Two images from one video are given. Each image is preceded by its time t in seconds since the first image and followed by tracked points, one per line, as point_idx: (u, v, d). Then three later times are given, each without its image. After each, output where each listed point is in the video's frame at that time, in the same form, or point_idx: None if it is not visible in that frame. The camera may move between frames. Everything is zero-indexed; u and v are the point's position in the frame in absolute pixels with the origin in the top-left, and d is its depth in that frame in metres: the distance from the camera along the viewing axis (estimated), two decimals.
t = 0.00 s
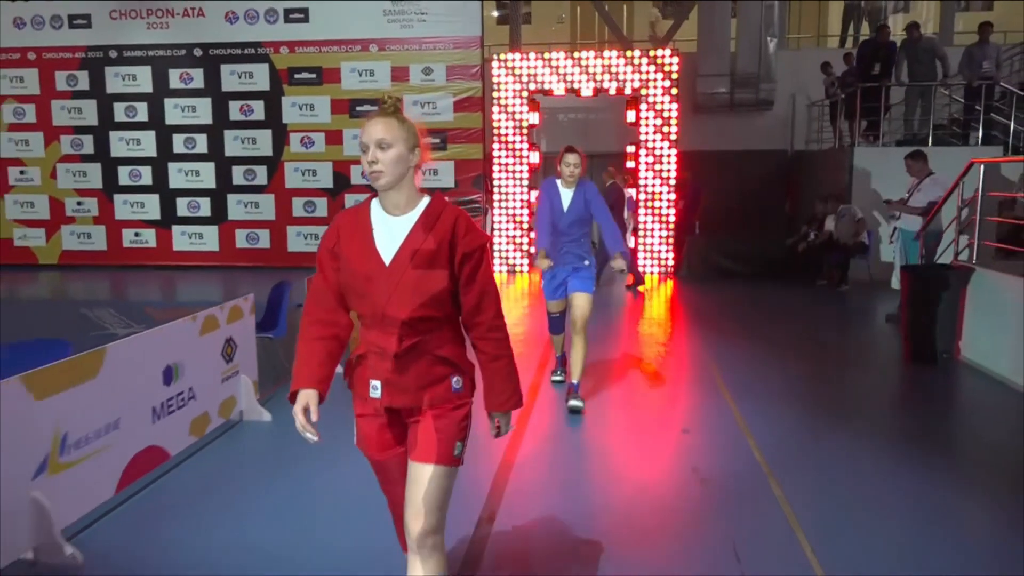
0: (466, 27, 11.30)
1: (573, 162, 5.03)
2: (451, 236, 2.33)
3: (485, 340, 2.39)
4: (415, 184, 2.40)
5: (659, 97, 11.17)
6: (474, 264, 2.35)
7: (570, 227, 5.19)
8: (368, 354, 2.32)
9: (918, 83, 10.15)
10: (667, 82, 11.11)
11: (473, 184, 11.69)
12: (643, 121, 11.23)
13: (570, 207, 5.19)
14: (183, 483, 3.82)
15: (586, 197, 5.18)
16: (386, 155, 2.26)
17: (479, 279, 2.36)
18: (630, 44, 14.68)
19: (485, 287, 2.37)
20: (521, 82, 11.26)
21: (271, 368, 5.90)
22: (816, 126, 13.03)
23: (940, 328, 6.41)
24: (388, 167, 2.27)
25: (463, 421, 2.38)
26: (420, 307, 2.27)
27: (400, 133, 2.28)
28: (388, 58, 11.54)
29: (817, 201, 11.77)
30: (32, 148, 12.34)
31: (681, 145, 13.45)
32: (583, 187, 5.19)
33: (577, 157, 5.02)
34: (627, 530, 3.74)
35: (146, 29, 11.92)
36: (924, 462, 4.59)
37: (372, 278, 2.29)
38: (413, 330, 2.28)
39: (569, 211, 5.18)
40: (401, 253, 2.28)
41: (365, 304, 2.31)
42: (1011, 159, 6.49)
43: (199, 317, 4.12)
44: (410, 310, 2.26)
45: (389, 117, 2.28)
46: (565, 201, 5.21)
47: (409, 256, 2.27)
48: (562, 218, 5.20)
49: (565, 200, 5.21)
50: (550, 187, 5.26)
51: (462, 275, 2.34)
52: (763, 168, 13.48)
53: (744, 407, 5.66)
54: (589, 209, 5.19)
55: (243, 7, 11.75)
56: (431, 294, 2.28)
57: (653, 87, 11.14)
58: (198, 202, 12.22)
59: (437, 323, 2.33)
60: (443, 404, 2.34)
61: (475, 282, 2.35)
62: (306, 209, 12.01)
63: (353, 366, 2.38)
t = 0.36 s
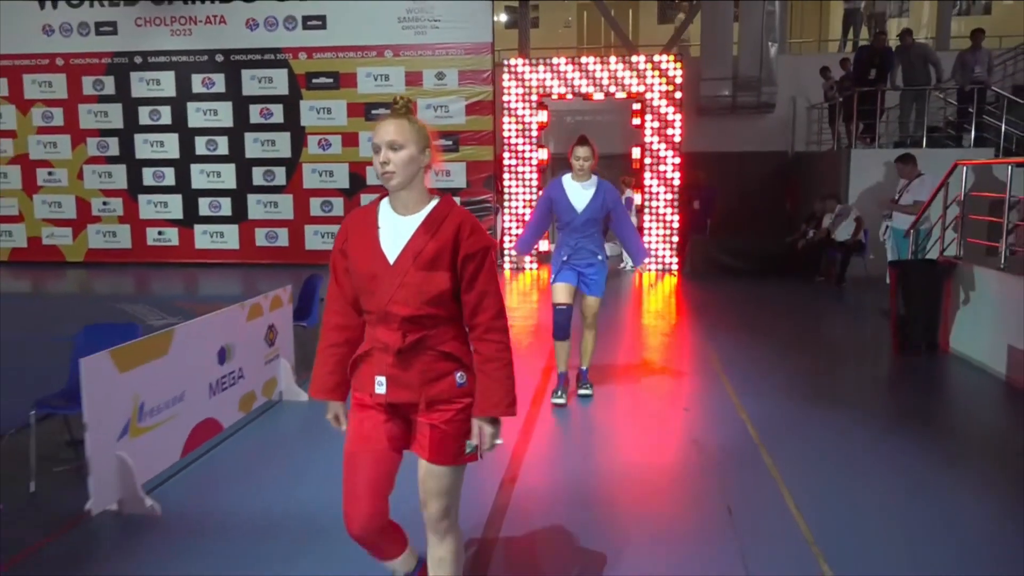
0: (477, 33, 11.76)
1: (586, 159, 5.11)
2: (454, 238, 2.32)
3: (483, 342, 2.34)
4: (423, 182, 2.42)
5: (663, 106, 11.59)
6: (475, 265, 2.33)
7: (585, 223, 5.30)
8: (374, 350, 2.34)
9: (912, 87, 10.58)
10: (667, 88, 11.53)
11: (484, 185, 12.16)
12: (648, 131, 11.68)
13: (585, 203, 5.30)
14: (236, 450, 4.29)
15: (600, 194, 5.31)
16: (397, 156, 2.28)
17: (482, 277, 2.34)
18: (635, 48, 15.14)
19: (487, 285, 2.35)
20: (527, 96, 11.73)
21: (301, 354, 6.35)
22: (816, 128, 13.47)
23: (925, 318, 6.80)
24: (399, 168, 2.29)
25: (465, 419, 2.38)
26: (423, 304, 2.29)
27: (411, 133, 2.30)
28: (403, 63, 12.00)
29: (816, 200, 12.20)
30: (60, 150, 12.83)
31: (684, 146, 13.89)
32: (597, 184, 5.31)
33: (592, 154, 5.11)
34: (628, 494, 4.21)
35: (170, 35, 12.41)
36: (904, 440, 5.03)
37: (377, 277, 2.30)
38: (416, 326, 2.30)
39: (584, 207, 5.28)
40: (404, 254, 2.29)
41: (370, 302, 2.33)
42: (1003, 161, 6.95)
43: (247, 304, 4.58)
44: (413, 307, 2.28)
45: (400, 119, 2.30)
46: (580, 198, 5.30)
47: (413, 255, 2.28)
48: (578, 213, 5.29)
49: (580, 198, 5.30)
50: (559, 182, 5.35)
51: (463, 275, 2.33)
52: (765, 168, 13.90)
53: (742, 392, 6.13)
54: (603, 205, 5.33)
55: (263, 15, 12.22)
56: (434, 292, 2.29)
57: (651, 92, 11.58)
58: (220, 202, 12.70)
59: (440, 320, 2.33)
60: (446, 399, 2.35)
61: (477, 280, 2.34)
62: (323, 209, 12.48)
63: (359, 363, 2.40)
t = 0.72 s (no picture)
0: (489, 37, 12.18)
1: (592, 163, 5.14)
2: (437, 240, 2.40)
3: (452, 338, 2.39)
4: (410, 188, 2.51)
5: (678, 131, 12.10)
6: (458, 268, 2.41)
7: (592, 226, 5.32)
8: (358, 348, 2.44)
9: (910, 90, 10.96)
10: (672, 93, 12.02)
11: (496, 184, 12.58)
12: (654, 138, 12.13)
13: (594, 207, 5.32)
14: (281, 423, 4.75)
15: (607, 198, 5.34)
16: (385, 162, 2.37)
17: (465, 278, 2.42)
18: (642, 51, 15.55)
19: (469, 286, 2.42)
20: (539, 111, 12.16)
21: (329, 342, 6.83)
22: (818, 129, 13.86)
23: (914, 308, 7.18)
24: (388, 175, 2.38)
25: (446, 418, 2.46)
26: (408, 304, 2.39)
27: (400, 140, 2.39)
28: (418, 67, 12.42)
29: (818, 198, 12.58)
30: (87, 150, 13.32)
31: (691, 146, 14.25)
32: (604, 188, 5.34)
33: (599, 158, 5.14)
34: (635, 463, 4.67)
35: (194, 40, 12.89)
36: (891, 421, 5.44)
37: (364, 278, 2.40)
38: (399, 326, 2.40)
39: (593, 211, 5.31)
40: (390, 255, 2.38)
41: (357, 303, 2.43)
42: (1000, 160, 7.23)
43: (288, 292, 5.02)
44: (398, 307, 2.38)
45: (390, 127, 2.39)
46: (588, 202, 5.31)
47: (398, 257, 2.37)
48: (587, 218, 5.30)
49: (589, 202, 5.31)
50: (565, 186, 5.36)
51: (445, 276, 2.40)
52: (768, 166, 14.23)
53: (741, 377, 6.52)
54: (610, 209, 5.37)
55: (283, 20, 12.68)
56: (417, 293, 2.39)
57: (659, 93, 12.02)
58: (242, 201, 13.18)
59: (422, 320, 2.42)
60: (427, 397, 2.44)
61: (461, 282, 2.41)
62: (341, 207, 12.93)
63: (343, 359, 2.50)
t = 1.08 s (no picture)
0: (513, 42, 12.59)
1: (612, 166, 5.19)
2: (424, 242, 2.56)
3: (461, 338, 2.61)
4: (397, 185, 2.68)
5: (690, 133, 12.45)
6: (445, 269, 2.55)
7: (609, 230, 5.34)
8: (354, 347, 2.62)
9: (924, 90, 11.22)
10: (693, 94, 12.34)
11: (519, 184, 12.98)
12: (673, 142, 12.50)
13: (611, 210, 5.34)
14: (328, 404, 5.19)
15: (625, 202, 5.34)
16: (367, 163, 2.54)
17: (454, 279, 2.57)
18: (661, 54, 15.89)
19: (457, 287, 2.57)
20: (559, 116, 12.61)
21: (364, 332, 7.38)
22: (834, 129, 14.17)
23: (921, 301, 7.47)
24: (370, 175, 2.54)
25: (436, 413, 2.58)
26: (396, 304, 2.55)
27: (382, 143, 2.56)
28: (444, 71, 12.85)
29: (834, 197, 12.86)
30: (127, 153, 13.89)
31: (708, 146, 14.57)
32: (623, 192, 5.36)
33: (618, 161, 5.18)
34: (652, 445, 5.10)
35: (229, 47, 13.42)
36: (894, 409, 5.79)
37: (353, 279, 2.57)
38: (389, 325, 2.56)
39: (610, 215, 5.33)
40: (377, 257, 2.55)
41: (349, 303, 2.61)
42: (1007, 160, 7.50)
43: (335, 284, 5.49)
44: (387, 308, 2.55)
45: (373, 131, 2.56)
46: (606, 205, 5.34)
47: (386, 260, 2.53)
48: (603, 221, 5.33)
49: (606, 205, 5.34)
50: (585, 191, 5.40)
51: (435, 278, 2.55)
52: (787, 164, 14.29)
53: (756, 368, 6.84)
54: (628, 213, 5.36)
55: (314, 27, 13.16)
56: (404, 293, 2.55)
57: (689, 94, 12.35)
58: (274, 201, 13.68)
59: (411, 320, 2.58)
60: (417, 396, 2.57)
61: (448, 283, 2.56)
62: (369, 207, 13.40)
63: (343, 359, 2.70)
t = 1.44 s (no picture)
0: (526, 46, 12.95)
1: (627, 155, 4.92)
2: (386, 236, 2.40)
3: (418, 335, 2.37)
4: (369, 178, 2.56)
5: (694, 137, 12.82)
6: (406, 262, 2.38)
7: (623, 223, 5.10)
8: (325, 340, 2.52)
9: (928, 92, 11.50)
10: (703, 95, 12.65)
11: (532, 184, 13.34)
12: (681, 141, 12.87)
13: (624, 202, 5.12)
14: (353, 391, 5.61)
15: (639, 193, 5.11)
16: (331, 161, 2.43)
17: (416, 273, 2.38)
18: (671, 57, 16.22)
19: (417, 280, 2.37)
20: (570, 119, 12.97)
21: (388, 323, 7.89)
22: (841, 130, 14.47)
23: (918, 294, 7.83)
24: (333, 172, 2.43)
25: (404, 412, 2.45)
26: (360, 297, 2.43)
27: (349, 140, 2.44)
28: (459, 74, 13.23)
29: (840, 196, 13.13)
30: (152, 154, 14.34)
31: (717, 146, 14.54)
32: (637, 182, 5.12)
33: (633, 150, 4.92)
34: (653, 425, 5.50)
35: (251, 51, 13.85)
36: (891, 395, 6.11)
37: (321, 273, 2.49)
38: (355, 319, 2.46)
39: (623, 206, 5.10)
40: (341, 250, 2.44)
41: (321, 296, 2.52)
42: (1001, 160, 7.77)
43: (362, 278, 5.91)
44: (351, 302, 2.44)
45: (344, 125, 2.46)
46: (619, 197, 5.11)
47: (349, 254, 2.41)
48: (616, 214, 5.10)
49: (620, 197, 5.11)
50: (598, 181, 5.17)
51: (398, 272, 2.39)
52: (795, 163, 14.64)
53: (763, 361, 7.09)
54: (642, 205, 5.13)
55: (333, 31, 13.56)
56: (367, 287, 2.42)
57: (693, 97, 12.68)
58: (294, 201, 14.10)
59: (378, 315, 2.45)
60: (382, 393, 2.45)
61: (411, 276, 2.38)
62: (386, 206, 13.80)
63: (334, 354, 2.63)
